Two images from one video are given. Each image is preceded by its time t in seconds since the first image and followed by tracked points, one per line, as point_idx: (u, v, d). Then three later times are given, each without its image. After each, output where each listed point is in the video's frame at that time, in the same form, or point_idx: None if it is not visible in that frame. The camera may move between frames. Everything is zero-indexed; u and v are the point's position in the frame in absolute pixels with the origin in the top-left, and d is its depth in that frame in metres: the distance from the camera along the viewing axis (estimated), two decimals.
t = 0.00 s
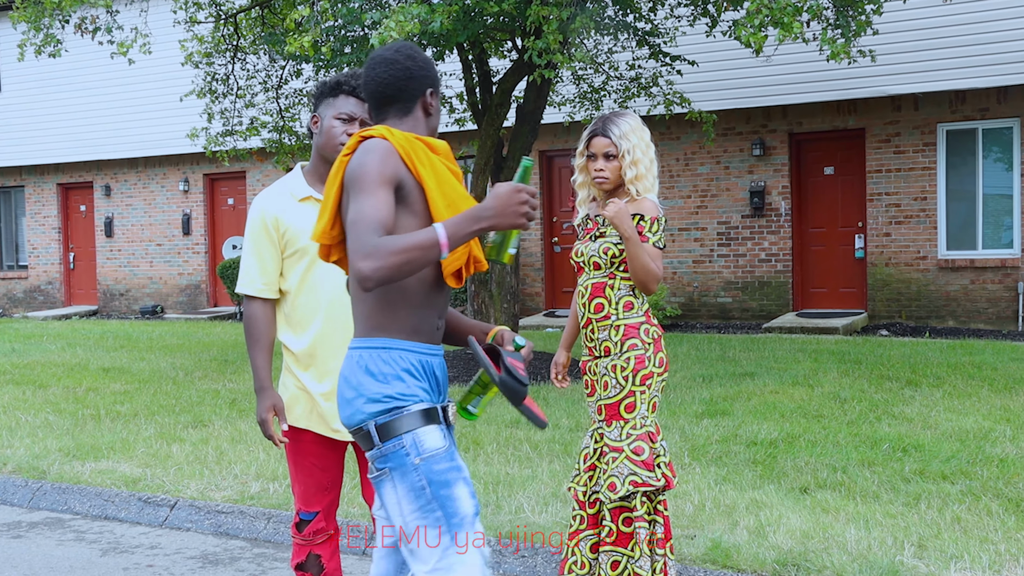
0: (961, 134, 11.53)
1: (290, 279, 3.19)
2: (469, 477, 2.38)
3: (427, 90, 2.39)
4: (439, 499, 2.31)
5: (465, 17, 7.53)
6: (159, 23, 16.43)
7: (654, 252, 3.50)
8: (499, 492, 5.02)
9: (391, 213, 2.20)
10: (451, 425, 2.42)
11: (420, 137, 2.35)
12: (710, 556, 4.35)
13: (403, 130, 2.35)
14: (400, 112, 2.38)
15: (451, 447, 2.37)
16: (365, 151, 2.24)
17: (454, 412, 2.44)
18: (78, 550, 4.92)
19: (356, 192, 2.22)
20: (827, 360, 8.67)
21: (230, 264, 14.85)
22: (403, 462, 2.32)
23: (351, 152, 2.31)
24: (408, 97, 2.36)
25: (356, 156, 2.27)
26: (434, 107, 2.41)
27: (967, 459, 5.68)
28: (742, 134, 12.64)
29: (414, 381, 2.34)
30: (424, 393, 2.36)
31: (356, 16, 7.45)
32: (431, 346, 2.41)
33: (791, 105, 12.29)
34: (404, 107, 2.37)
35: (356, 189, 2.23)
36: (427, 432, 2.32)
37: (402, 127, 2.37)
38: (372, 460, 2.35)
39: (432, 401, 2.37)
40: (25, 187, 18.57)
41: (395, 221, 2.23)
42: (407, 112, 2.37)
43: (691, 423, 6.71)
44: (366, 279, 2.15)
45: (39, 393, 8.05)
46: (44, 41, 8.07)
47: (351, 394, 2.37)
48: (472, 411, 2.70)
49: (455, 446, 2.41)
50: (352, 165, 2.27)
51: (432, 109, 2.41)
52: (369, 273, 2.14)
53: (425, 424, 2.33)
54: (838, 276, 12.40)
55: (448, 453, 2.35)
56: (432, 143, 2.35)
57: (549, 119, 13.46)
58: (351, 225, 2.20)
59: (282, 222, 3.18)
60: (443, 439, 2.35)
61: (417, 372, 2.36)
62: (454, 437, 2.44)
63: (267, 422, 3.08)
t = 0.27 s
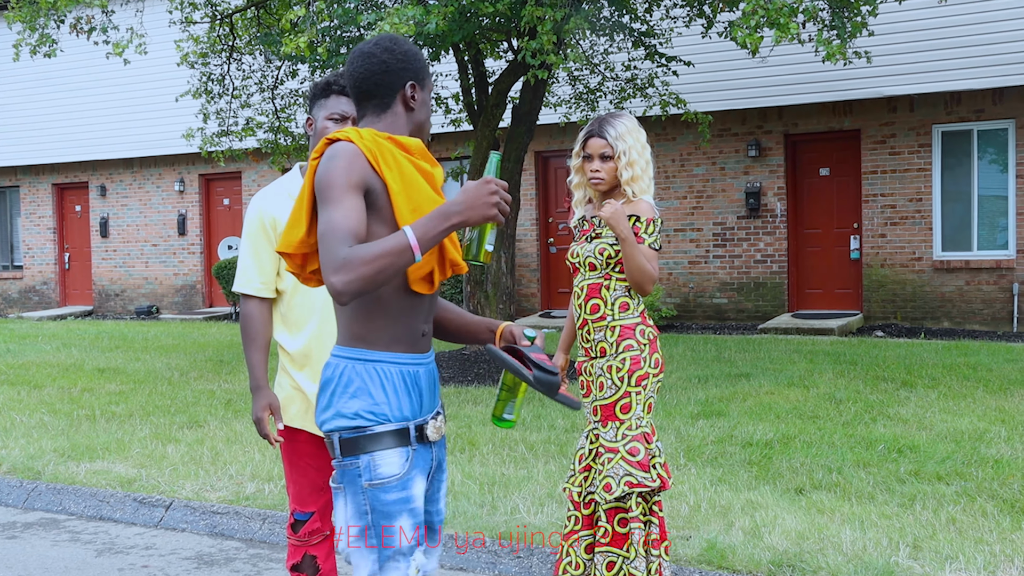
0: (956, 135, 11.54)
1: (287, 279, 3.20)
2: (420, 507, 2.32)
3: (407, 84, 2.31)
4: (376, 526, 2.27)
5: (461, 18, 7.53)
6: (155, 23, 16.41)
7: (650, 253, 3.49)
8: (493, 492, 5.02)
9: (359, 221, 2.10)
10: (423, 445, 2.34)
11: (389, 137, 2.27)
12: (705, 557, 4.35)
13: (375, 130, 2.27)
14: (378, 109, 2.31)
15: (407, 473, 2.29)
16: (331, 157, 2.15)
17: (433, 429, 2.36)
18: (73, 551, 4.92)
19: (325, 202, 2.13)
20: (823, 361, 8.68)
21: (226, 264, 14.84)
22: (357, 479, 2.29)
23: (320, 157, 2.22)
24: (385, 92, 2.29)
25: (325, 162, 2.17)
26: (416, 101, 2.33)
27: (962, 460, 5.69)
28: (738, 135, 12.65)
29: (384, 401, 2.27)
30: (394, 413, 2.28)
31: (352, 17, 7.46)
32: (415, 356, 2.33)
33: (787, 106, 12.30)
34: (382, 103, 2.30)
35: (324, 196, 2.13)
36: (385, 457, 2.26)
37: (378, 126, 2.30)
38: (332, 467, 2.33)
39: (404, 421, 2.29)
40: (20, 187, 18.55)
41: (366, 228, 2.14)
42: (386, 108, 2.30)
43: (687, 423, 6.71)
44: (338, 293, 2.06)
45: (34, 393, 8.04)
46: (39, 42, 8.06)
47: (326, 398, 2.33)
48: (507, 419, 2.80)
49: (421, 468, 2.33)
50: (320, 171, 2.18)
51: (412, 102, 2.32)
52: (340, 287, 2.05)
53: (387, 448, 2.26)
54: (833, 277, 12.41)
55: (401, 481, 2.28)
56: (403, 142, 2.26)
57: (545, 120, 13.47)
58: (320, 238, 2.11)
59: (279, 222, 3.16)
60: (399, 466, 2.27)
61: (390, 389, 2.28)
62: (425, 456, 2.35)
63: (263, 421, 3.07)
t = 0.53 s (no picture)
0: (954, 136, 11.55)
1: (285, 279, 3.18)
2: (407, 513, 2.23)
3: (447, 83, 2.24)
4: (362, 531, 2.21)
5: (458, 18, 7.54)
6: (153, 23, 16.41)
7: (649, 254, 3.49)
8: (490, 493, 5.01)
9: (383, 210, 2.01)
10: (415, 449, 2.23)
11: (418, 133, 2.18)
12: (702, 558, 4.35)
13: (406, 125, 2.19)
14: (411, 103, 2.23)
15: (395, 479, 2.20)
16: (355, 143, 2.07)
17: (428, 432, 2.24)
18: (70, 551, 4.91)
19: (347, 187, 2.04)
20: (820, 362, 8.67)
21: (223, 265, 14.84)
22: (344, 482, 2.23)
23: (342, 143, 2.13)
24: (422, 87, 2.22)
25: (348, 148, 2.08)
26: (453, 102, 2.25)
27: (959, 461, 5.69)
28: (736, 136, 12.65)
29: (373, 404, 2.18)
30: (382, 418, 2.18)
31: (350, 18, 7.47)
32: (411, 356, 2.23)
33: (785, 108, 12.30)
34: (417, 97, 2.22)
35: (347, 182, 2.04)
36: (369, 464, 2.18)
37: (408, 121, 2.22)
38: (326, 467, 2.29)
39: (392, 426, 2.19)
40: (18, 187, 18.55)
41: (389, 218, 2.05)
42: (421, 103, 2.23)
43: (684, 424, 6.71)
44: (363, 282, 1.97)
45: (31, 393, 8.04)
46: (37, 42, 8.06)
47: (322, 397, 2.27)
48: (506, 433, 2.71)
49: (412, 472, 2.23)
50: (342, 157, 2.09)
51: (448, 104, 2.25)
52: (367, 275, 1.96)
53: (371, 454, 2.18)
54: (831, 278, 12.41)
55: (386, 487, 2.20)
56: (427, 139, 2.15)
57: (542, 121, 13.48)
58: (342, 226, 2.02)
59: (278, 223, 3.16)
60: (384, 472, 2.19)
61: (380, 391, 2.19)
62: (420, 459, 2.24)
63: (263, 421, 3.07)
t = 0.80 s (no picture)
0: (952, 137, 11.55)
1: (282, 280, 3.17)
2: (454, 532, 2.22)
3: (512, 101, 2.26)
4: (402, 543, 2.22)
5: (456, 19, 7.54)
6: (150, 24, 16.40)
7: (648, 255, 3.49)
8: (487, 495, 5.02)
9: (448, 227, 2.06)
10: (471, 470, 2.22)
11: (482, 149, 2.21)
12: (700, 560, 4.35)
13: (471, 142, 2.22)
14: (478, 119, 2.27)
15: (445, 497, 2.19)
16: (420, 160, 2.11)
17: (488, 454, 2.23)
18: (67, 552, 4.91)
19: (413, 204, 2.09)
20: (818, 363, 8.68)
21: (221, 265, 14.83)
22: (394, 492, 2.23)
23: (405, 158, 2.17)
24: (489, 104, 2.25)
25: (412, 164, 2.12)
26: (519, 120, 2.27)
27: (956, 462, 5.70)
28: (733, 137, 12.65)
29: (433, 419, 2.17)
30: (442, 434, 2.17)
31: (347, 18, 7.47)
32: (477, 372, 2.21)
33: (782, 109, 12.30)
34: (484, 114, 2.26)
35: (413, 198, 2.09)
36: (421, 479, 2.18)
37: (474, 137, 2.25)
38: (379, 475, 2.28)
39: (450, 444, 2.18)
40: (16, 188, 18.55)
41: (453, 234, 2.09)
42: (487, 120, 2.26)
43: (682, 426, 6.70)
44: (429, 299, 2.02)
45: (28, 394, 8.04)
46: (34, 42, 8.06)
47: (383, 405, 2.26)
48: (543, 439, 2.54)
49: (464, 493, 2.22)
50: (406, 173, 2.13)
51: (514, 121, 2.27)
52: (432, 292, 2.01)
53: (424, 470, 2.17)
54: (828, 279, 12.42)
55: (435, 504, 2.19)
56: (490, 156, 2.18)
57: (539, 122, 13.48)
58: (407, 243, 2.06)
59: (275, 223, 3.15)
60: (436, 489, 2.18)
61: (442, 406, 2.17)
62: (475, 481, 2.24)
63: (260, 422, 3.07)
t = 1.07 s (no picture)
0: (951, 138, 11.56)
1: (279, 281, 3.17)
2: (538, 502, 2.21)
3: (572, 95, 2.28)
4: (493, 525, 2.18)
5: (455, 20, 7.54)
6: (150, 24, 16.40)
7: (649, 256, 3.49)
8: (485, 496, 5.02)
9: (500, 213, 2.08)
10: (536, 445, 2.25)
11: (539, 142, 2.24)
12: (699, 560, 4.35)
13: (529, 135, 2.25)
14: (537, 112, 2.29)
15: (521, 466, 2.21)
16: (470, 149, 2.14)
17: (548, 431, 2.27)
18: (65, 553, 4.91)
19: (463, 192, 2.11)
20: (816, 364, 8.68)
21: (219, 266, 14.83)
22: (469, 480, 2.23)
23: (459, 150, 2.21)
24: (549, 97, 2.27)
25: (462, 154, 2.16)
26: (578, 115, 2.29)
27: (955, 464, 5.70)
28: (731, 138, 12.66)
29: (495, 397, 2.21)
30: (504, 410, 2.22)
31: (347, 19, 7.48)
32: (526, 361, 2.25)
33: (780, 110, 12.31)
34: (544, 106, 2.28)
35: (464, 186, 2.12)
36: (495, 451, 2.19)
37: (532, 129, 2.28)
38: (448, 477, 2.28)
39: (513, 416, 2.22)
40: (15, 188, 18.56)
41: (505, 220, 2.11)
42: (547, 112, 2.28)
43: (680, 427, 6.70)
44: (478, 283, 2.03)
45: (27, 395, 8.04)
46: (33, 43, 8.05)
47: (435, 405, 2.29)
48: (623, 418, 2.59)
49: (537, 464, 2.24)
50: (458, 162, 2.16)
51: (573, 117, 2.29)
52: (481, 275, 2.02)
53: (494, 441, 2.19)
54: (826, 280, 12.42)
55: (513, 474, 2.19)
56: (548, 149, 2.23)
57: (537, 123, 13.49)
58: (459, 229, 2.08)
59: (272, 224, 3.15)
60: (511, 458, 2.20)
61: (501, 387, 2.22)
62: (543, 456, 2.26)
63: (257, 424, 3.08)
